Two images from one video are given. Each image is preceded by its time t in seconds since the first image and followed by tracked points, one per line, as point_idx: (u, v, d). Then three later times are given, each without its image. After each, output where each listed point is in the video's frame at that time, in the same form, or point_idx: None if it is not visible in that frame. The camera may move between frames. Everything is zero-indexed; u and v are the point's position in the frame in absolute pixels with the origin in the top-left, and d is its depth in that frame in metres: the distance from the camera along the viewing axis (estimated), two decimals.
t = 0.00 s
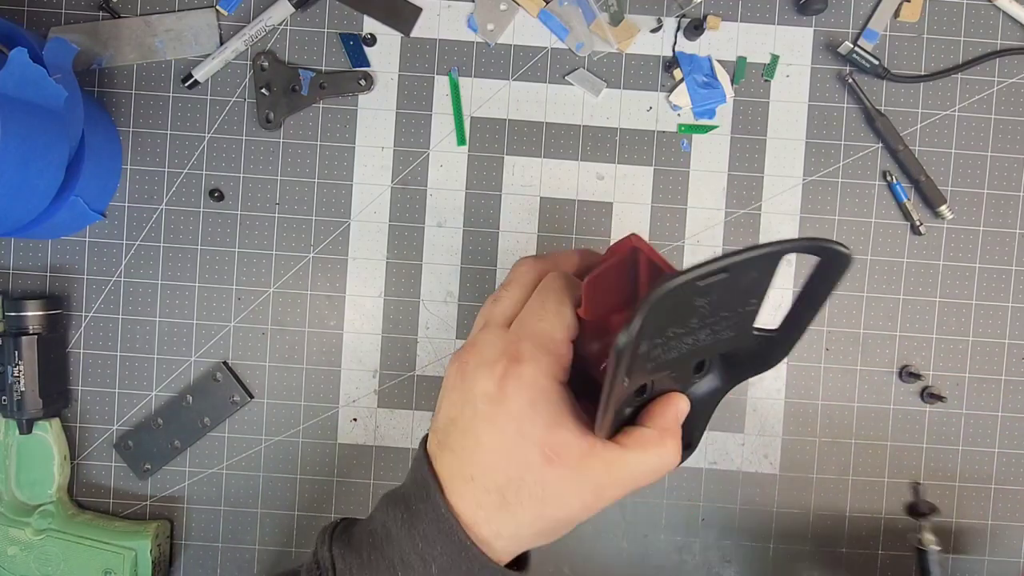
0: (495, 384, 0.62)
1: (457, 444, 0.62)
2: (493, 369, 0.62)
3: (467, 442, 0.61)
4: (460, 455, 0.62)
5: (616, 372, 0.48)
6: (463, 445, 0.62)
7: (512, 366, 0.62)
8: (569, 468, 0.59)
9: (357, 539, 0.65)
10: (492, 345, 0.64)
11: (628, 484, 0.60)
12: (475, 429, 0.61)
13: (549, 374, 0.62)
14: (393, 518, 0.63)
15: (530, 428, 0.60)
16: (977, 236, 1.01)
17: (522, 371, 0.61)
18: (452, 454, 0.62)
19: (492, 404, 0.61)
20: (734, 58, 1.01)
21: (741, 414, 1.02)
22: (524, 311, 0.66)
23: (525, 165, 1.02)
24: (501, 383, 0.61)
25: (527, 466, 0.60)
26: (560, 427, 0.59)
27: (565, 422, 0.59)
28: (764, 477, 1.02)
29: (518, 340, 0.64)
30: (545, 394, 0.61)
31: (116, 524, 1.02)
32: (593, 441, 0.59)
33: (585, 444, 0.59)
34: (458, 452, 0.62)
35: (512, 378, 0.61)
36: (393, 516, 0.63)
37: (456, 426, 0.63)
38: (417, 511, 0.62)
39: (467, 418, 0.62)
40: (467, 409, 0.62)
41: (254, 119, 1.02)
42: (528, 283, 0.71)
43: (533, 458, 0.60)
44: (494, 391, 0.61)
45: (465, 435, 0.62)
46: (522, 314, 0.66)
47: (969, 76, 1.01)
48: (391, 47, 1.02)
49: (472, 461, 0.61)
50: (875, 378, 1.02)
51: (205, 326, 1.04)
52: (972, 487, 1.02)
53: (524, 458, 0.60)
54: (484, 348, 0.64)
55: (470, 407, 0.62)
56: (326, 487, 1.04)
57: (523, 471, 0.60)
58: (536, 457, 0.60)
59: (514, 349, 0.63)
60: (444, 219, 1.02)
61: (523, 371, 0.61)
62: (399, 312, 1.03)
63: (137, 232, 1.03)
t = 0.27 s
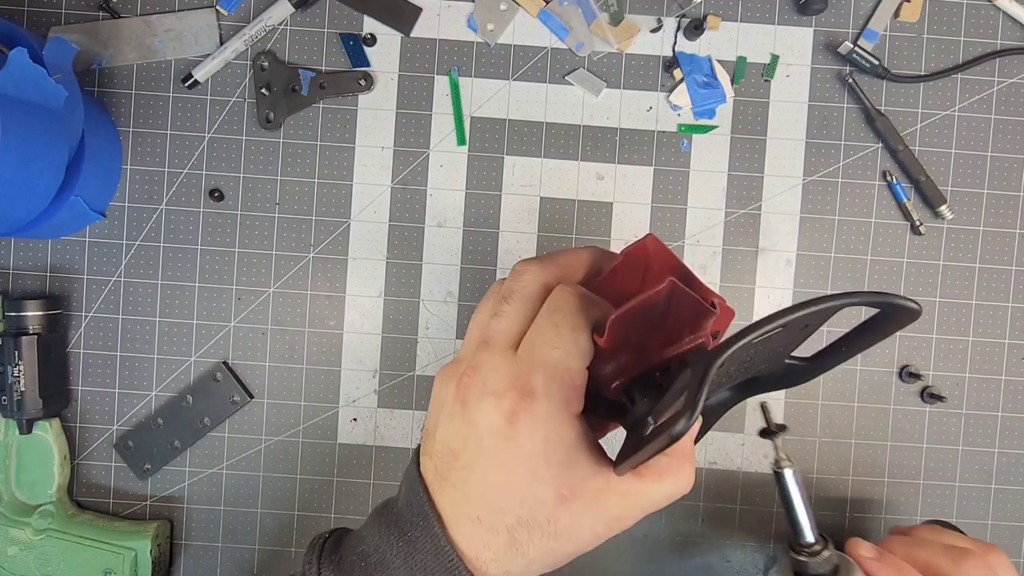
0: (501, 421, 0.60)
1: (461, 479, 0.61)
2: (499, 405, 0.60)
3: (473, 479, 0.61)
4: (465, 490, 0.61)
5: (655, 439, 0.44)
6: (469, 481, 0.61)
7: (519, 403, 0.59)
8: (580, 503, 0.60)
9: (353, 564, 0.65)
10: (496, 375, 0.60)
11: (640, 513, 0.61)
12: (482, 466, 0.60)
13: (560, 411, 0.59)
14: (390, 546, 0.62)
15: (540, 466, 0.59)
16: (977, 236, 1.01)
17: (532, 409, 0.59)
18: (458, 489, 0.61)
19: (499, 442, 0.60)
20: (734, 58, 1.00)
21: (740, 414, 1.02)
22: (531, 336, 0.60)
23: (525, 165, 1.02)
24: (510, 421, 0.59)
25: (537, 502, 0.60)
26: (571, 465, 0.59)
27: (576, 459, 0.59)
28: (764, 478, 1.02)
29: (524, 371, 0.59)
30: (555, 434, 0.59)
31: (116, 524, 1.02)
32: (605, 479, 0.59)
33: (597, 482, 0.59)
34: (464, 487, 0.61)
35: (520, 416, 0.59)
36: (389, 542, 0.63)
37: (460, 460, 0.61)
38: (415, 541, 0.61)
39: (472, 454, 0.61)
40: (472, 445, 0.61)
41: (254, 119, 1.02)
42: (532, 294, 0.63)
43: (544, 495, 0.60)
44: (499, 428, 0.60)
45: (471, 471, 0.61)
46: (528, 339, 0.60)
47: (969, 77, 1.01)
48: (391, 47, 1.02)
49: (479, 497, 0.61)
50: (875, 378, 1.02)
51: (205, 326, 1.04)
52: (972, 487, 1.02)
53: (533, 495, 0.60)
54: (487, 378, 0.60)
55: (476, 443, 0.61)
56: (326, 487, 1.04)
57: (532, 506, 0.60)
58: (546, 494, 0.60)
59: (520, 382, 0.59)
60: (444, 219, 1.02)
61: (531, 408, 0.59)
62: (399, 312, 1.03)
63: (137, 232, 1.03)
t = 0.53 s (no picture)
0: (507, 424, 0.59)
1: (467, 480, 0.61)
2: (505, 407, 0.59)
3: (479, 480, 0.61)
4: (470, 490, 0.61)
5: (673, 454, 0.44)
6: (475, 482, 0.61)
7: (526, 405, 0.59)
8: (586, 502, 0.61)
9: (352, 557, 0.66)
10: (502, 377, 0.60)
11: (642, 510, 0.63)
12: (488, 467, 0.60)
13: (567, 415, 0.59)
14: (392, 539, 0.63)
15: (546, 468, 0.60)
16: (977, 236, 1.01)
17: (541, 413, 0.59)
18: (463, 489, 0.62)
19: (505, 444, 0.60)
20: (734, 58, 1.00)
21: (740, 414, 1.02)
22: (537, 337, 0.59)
23: (525, 165, 1.02)
24: (517, 424, 0.59)
25: (543, 503, 0.61)
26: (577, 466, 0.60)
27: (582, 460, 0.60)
28: (764, 477, 1.02)
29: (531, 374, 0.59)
30: (563, 435, 0.59)
31: (116, 524, 1.02)
32: (611, 479, 0.60)
33: (603, 482, 0.61)
34: (469, 487, 0.61)
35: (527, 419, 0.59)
36: (391, 537, 0.64)
37: (466, 461, 0.61)
38: (418, 536, 0.62)
39: (478, 456, 0.61)
40: (478, 447, 0.61)
41: (254, 119, 1.02)
42: (538, 294, 0.62)
43: (550, 496, 0.61)
44: (506, 431, 0.59)
45: (476, 473, 0.61)
46: (534, 341, 0.59)
47: (969, 77, 1.01)
48: (391, 47, 1.02)
49: (486, 498, 0.61)
50: (875, 378, 1.02)
51: (205, 326, 1.04)
52: (972, 488, 1.02)
53: (540, 496, 0.61)
54: (493, 379, 0.60)
55: (481, 445, 0.60)
56: (326, 487, 1.04)
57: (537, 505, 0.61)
58: (552, 495, 0.61)
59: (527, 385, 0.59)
60: (444, 219, 1.02)
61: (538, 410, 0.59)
62: (399, 312, 1.03)
63: (137, 232, 1.03)
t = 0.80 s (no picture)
0: (510, 428, 0.60)
1: (469, 482, 0.62)
2: (508, 412, 0.60)
3: (482, 482, 0.61)
4: (473, 491, 0.62)
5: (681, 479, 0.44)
6: (477, 484, 0.61)
7: (528, 410, 0.59)
8: (588, 502, 0.62)
9: (353, 549, 0.66)
10: (504, 381, 0.60)
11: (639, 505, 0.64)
12: (490, 470, 0.61)
13: (569, 417, 0.60)
14: (393, 532, 0.63)
15: (549, 471, 0.61)
16: (977, 236, 1.01)
17: (543, 416, 0.59)
18: (465, 490, 0.62)
19: (508, 447, 0.60)
20: (734, 58, 1.00)
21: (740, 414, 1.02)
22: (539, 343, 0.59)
23: (525, 165, 1.02)
24: (520, 429, 0.60)
25: (545, 504, 0.62)
26: (579, 468, 0.61)
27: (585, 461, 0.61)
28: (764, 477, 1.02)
29: (534, 380, 0.59)
30: (565, 439, 0.60)
31: (116, 524, 1.02)
32: (613, 480, 0.61)
33: (604, 483, 0.61)
34: (471, 489, 0.62)
35: (529, 424, 0.60)
36: (392, 530, 0.63)
37: (467, 464, 0.62)
38: (420, 530, 0.62)
39: (480, 459, 0.61)
40: (480, 450, 0.61)
41: (254, 119, 1.02)
42: (542, 297, 0.60)
43: (551, 495, 0.61)
44: (508, 435, 0.60)
45: (478, 476, 0.61)
46: (537, 347, 0.58)
47: (969, 76, 1.01)
48: (391, 47, 1.02)
49: (488, 499, 0.61)
50: (875, 378, 1.02)
51: (205, 326, 1.04)
52: (972, 488, 1.02)
53: (541, 497, 0.61)
54: (495, 384, 0.60)
55: (483, 448, 0.61)
56: (326, 487, 1.04)
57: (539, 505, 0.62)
58: (553, 494, 0.61)
59: (530, 391, 0.59)
60: (444, 219, 1.02)
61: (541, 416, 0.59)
62: (399, 312, 1.03)
63: (137, 232, 1.03)
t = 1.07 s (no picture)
0: (510, 435, 0.60)
1: (469, 488, 0.62)
2: (508, 420, 0.60)
3: (483, 487, 0.61)
4: (474, 496, 0.62)
5: (688, 503, 0.44)
6: (478, 489, 0.62)
7: (529, 418, 0.59)
8: (587, 504, 0.63)
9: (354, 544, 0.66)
10: (504, 389, 0.59)
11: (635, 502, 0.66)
12: (491, 475, 0.61)
13: (570, 422, 0.60)
14: (394, 528, 0.63)
15: (550, 476, 0.61)
16: (977, 236, 1.01)
17: (543, 423, 0.59)
18: (466, 495, 0.62)
19: (509, 454, 0.60)
20: (734, 58, 1.00)
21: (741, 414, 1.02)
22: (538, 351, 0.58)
23: (525, 165, 1.02)
24: (521, 437, 0.60)
25: (546, 507, 0.62)
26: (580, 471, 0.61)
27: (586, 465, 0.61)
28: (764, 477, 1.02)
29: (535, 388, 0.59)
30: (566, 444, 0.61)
31: (116, 524, 1.02)
32: (612, 481, 0.62)
33: (604, 484, 0.62)
34: (472, 494, 0.62)
35: (530, 431, 0.60)
36: (394, 525, 0.63)
37: (468, 470, 0.62)
38: (422, 527, 0.62)
39: (480, 466, 0.61)
40: (480, 457, 0.61)
41: (254, 119, 1.02)
42: (541, 304, 0.58)
43: (551, 498, 0.62)
44: (509, 442, 0.60)
45: (479, 482, 0.61)
46: (538, 356, 0.57)
47: (969, 77, 1.01)
48: (391, 47, 1.02)
49: (489, 504, 0.62)
50: (875, 378, 1.02)
51: (205, 326, 1.04)
52: (972, 488, 1.02)
53: (542, 500, 0.62)
54: (495, 392, 0.59)
55: (484, 455, 0.61)
56: (326, 487, 1.04)
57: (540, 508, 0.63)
58: (553, 497, 0.62)
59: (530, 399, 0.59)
60: (444, 219, 1.02)
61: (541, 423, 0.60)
62: (399, 312, 1.03)
63: (137, 232, 1.03)
